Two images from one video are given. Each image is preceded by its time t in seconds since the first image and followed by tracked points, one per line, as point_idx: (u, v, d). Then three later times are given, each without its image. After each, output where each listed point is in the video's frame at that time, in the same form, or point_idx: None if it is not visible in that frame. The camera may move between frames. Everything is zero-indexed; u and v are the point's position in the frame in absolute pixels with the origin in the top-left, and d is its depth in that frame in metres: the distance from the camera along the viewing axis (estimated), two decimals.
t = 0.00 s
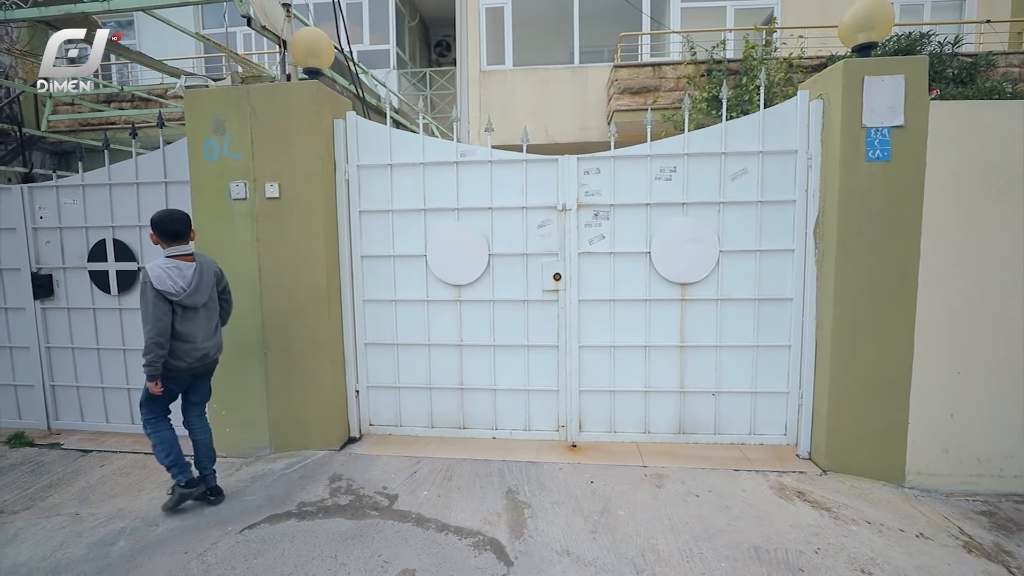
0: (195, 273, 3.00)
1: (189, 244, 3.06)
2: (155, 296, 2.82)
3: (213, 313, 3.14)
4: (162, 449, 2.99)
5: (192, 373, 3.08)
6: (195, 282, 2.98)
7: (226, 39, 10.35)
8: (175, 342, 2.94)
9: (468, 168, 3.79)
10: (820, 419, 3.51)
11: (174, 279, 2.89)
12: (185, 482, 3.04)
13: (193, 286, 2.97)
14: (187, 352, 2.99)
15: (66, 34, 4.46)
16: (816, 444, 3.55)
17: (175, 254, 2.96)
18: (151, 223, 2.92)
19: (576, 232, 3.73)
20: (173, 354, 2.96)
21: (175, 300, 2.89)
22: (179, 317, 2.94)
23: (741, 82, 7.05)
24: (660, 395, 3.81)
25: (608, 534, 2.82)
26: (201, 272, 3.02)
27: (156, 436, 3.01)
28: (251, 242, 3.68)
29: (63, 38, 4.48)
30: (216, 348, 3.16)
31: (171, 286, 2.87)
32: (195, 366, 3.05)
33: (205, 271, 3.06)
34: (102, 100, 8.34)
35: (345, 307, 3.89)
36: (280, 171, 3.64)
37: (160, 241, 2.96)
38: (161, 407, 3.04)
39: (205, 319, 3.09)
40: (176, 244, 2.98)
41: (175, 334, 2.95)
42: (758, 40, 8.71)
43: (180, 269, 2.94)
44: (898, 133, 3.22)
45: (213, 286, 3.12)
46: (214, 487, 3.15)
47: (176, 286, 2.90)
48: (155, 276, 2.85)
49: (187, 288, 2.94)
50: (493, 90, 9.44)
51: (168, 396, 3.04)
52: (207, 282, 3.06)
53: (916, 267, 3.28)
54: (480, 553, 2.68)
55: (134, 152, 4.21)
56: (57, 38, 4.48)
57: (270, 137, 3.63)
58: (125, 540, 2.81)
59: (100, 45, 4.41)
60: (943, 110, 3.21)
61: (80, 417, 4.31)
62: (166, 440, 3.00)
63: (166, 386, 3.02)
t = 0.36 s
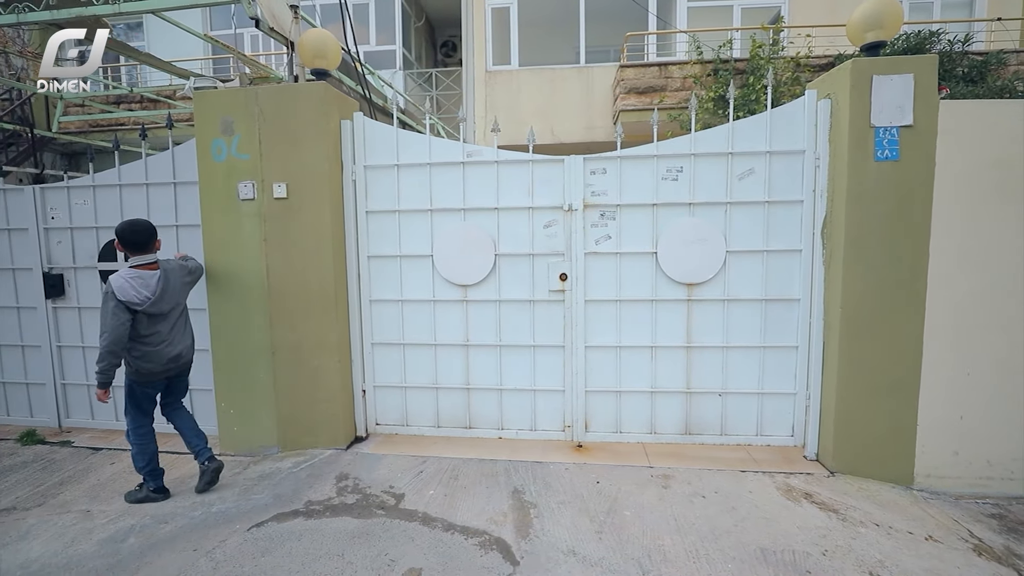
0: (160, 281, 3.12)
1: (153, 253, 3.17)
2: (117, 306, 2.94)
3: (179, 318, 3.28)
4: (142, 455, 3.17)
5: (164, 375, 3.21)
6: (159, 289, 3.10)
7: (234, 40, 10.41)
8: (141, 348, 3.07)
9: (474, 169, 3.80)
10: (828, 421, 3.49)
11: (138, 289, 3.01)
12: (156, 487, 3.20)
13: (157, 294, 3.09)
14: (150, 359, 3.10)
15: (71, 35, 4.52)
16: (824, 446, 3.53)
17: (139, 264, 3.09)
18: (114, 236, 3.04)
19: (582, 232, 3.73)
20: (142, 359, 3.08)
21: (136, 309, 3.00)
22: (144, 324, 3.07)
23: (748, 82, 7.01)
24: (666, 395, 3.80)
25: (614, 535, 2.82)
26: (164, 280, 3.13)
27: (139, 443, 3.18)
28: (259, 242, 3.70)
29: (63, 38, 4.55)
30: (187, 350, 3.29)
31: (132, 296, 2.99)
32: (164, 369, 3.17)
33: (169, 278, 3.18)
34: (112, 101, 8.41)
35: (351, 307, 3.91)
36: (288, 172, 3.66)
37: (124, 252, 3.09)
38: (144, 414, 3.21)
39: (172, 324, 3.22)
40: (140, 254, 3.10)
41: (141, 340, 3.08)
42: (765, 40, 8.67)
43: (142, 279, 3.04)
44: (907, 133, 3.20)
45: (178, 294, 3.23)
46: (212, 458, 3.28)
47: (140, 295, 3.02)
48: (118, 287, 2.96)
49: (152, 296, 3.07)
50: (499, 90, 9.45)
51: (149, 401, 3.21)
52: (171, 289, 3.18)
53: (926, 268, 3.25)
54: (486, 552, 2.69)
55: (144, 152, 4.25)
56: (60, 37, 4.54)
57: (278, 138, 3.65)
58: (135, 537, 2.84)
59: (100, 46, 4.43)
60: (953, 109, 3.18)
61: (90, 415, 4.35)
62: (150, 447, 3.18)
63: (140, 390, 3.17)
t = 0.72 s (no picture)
0: (156, 275, 3.17)
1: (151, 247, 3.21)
2: (118, 299, 3.00)
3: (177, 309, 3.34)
4: (155, 450, 3.20)
5: (167, 365, 3.27)
6: (157, 282, 3.16)
7: (244, 42, 10.50)
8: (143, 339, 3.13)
9: (482, 169, 3.81)
10: (837, 423, 3.47)
11: (137, 282, 3.07)
12: (167, 483, 3.24)
13: (155, 287, 3.15)
14: (154, 348, 3.17)
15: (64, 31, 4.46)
16: (832, 447, 3.51)
17: (137, 259, 3.13)
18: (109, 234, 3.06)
19: (589, 232, 3.73)
20: (143, 350, 3.14)
21: (137, 301, 3.07)
22: (144, 316, 3.14)
23: (757, 81, 6.96)
24: (674, 396, 3.80)
25: (621, 535, 2.82)
26: (161, 272, 3.19)
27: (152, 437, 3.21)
28: (268, 242, 3.73)
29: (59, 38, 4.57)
30: (186, 340, 3.36)
31: (132, 289, 3.05)
32: (167, 358, 3.23)
33: (167, 270, 3.24)
34: (124, 103, 8.51)
35: (359, 307, 3.94)
36: (297, 172, 3.69)
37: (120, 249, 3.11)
38: (154, 408, 3.25)
39: (170, 315, 3.29)
40: (138, 249, 3.15)
41: (141, 332, 3.14)
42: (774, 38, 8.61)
43: (141, 273, 3.10)
44: (919, 133, 3.17)
45: (177, 285, 3.30)
46: (191, 466, 3.46)
47: (139, 288, 3.08)
48: (117, 281, 3.02)
49: (150, 289, 3.13)
50: (507, 91, 9.47)
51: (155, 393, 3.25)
52: (169, 282, 3.24)
53: (937, 268, 3.22)
54: (494, 551, 2.70)
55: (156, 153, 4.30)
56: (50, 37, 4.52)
57: (288, 139, 3.68)
58: (147, 533, 2.88)
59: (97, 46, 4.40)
60: (965, 108, 3.15)
61: (102, 412, 4.41)
62: (162, 443, 3.22)
63: (144, 382, 3.22)
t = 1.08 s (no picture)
0: (176, 273, 3.24)
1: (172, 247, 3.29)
2: (139, 297, 3.08)
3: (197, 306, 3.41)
4: (178, 444, 3.27)
5: (187, 360, 3.34)
6: (177, 280, 3.23)
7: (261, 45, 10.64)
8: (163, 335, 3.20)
9: (496, 169, 3.82)
10: (854, 425, 3.42)
11: (157, 281, 3.14)
12: (187, 478, 3.32)
13: (174, 285, 3.22)
14: (175, 344, 3.24)
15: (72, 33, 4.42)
16: (849, 450, 3.47)
17: (159, 258, 3.20)
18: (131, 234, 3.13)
19: (603, 232, 3.72)
20: (164, 346, 3.21)
21: (158, 299, 3.14)
22: (165, 313, 3.21)
23: (773, 79, 6.89)
24: (687, 397, 3.78)
25: (634, 535, 2.82)
26: (181, 271, 3.26)
27: (176, 431, 3.29)
28: (285, 242, 3.79)
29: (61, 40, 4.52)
30: (205, 336, 3.42)
31: (153, 287, 3.12)
32: (188, 353, 3.30)
33: (187, 269, 3.31)
34: (146, 106, 8.70)
35: (374, 306, 3.98)
36: (313, 173, 3.74)
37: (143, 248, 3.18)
38: (178, 404, 3.32)
39: (189, 312, 3.36)
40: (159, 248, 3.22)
41: (161, 329, 3.21)
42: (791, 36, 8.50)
43: (162, 271, 3.17)
44: (939, 131, 3.12)
45: (196, 283, 3.37)
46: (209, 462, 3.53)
47: (159, 286, 3.15)
48: (138, 280, 3.10)
49: (170, 287, 3.20)
50: (520, 91, 9.48)
51: (177, 388, 3.32)
52: (188, 280, 3.31)
53: (958, 268, 3.16)
54: (506, 549, 2.71)
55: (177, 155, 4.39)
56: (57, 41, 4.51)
57: (305, 140, 3.74)
58: (168, 526, 2.95)
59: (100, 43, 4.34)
60: (988, 105, 3.09)
61: (125, 408, 4.51)
62: (184, 437, 3.29)
63: (166, 377, 3.29)
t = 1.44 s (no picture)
0: (197, 273, 3.32)
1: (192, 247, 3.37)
2: (161, 296, 3.16)
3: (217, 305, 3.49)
4: (198, 439, 3.36)
5: (208, 358, 3.42)
6: (197, 280, 3.31)
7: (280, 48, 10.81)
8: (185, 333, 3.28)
9: (510, 169, 3.85)
10: (873, 428, 3.38)
11: (178, 281, 3.23)
12: (207, 473, 3.40)
13: (195, 284, 3.30)
14: (197, 342, 3.32)
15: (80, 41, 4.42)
16: (868, 453, 3.42)
17: (180, 258, 3.29)
18: (154, 236, 3.23)
19: (617, 232, 3.73)
20: (186, 344, 3.30)
21: (180, 298, 3.22)
22: (186, 312, 3.29)
23: (791, 77, 6.80)
24: (702, 398, 3.76)
25: (647, 536, 2.81)
26: (202, 272, 3.34)
27: (196, 426, 3.37)
28: (303, 242, 3.85)
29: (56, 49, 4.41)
30: (225, 334, 3.50)
31: (175, 287, 3.21)
32: (209, 351, 3.38)
33: (208, 270, 3.39)
34: (168, 109, 8.89)
35: (390, 305, 4.03)
36: (331, 174, 3.80)
37: (165, 249, 3.28)
38: (199, 400, 3.41)
39: (210, 311, 3.44)
40: (180, 249, 3.31)
41: (183, 327, 3.30)
42: (810, 32, 8.38)
43: (183, 271, 3.26)
44: (962, 129, 3.06)
45: (217, 283, 3.45)
46: (229, 457, 3.61)
47: (180, 286, 3.24)
48: (160, 280, 3.18)
49: (191, 286, 3.28)
50: (535, 91, 9.50)
51: (198, 385, 3.40)
52: (208, 280, 3.39)
53: (982, 269, 3.10)
54: (520, 547, 2.73)
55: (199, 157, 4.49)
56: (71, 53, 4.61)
57: (322, 142, 3.80)
58: (189, 519, 3.02)
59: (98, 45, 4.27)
60: (1014, 102, 3.02)
61: (148, 404, 4.63)
62: (205, 433, 3.37)
63: (188, 374, 3.38)
